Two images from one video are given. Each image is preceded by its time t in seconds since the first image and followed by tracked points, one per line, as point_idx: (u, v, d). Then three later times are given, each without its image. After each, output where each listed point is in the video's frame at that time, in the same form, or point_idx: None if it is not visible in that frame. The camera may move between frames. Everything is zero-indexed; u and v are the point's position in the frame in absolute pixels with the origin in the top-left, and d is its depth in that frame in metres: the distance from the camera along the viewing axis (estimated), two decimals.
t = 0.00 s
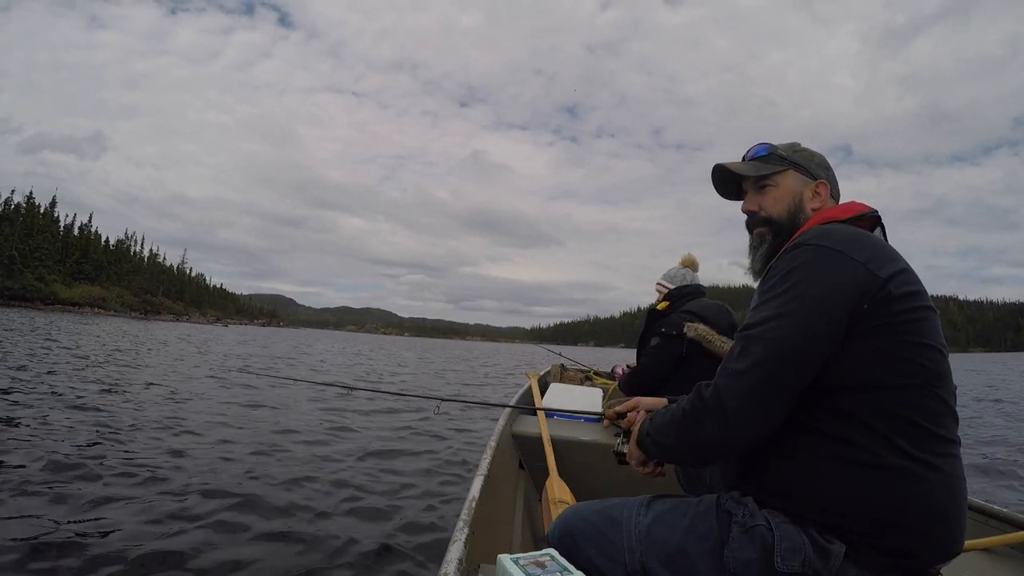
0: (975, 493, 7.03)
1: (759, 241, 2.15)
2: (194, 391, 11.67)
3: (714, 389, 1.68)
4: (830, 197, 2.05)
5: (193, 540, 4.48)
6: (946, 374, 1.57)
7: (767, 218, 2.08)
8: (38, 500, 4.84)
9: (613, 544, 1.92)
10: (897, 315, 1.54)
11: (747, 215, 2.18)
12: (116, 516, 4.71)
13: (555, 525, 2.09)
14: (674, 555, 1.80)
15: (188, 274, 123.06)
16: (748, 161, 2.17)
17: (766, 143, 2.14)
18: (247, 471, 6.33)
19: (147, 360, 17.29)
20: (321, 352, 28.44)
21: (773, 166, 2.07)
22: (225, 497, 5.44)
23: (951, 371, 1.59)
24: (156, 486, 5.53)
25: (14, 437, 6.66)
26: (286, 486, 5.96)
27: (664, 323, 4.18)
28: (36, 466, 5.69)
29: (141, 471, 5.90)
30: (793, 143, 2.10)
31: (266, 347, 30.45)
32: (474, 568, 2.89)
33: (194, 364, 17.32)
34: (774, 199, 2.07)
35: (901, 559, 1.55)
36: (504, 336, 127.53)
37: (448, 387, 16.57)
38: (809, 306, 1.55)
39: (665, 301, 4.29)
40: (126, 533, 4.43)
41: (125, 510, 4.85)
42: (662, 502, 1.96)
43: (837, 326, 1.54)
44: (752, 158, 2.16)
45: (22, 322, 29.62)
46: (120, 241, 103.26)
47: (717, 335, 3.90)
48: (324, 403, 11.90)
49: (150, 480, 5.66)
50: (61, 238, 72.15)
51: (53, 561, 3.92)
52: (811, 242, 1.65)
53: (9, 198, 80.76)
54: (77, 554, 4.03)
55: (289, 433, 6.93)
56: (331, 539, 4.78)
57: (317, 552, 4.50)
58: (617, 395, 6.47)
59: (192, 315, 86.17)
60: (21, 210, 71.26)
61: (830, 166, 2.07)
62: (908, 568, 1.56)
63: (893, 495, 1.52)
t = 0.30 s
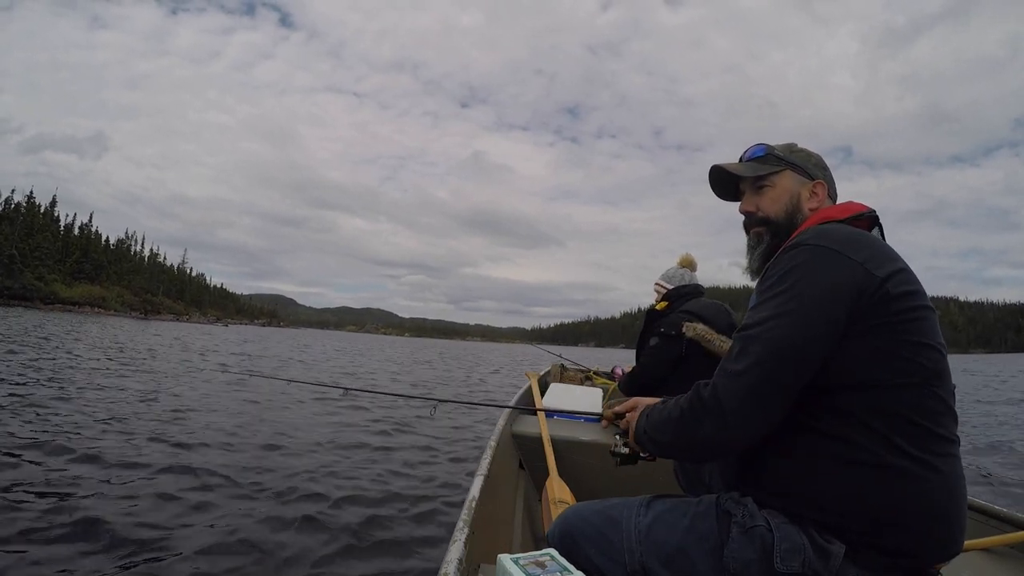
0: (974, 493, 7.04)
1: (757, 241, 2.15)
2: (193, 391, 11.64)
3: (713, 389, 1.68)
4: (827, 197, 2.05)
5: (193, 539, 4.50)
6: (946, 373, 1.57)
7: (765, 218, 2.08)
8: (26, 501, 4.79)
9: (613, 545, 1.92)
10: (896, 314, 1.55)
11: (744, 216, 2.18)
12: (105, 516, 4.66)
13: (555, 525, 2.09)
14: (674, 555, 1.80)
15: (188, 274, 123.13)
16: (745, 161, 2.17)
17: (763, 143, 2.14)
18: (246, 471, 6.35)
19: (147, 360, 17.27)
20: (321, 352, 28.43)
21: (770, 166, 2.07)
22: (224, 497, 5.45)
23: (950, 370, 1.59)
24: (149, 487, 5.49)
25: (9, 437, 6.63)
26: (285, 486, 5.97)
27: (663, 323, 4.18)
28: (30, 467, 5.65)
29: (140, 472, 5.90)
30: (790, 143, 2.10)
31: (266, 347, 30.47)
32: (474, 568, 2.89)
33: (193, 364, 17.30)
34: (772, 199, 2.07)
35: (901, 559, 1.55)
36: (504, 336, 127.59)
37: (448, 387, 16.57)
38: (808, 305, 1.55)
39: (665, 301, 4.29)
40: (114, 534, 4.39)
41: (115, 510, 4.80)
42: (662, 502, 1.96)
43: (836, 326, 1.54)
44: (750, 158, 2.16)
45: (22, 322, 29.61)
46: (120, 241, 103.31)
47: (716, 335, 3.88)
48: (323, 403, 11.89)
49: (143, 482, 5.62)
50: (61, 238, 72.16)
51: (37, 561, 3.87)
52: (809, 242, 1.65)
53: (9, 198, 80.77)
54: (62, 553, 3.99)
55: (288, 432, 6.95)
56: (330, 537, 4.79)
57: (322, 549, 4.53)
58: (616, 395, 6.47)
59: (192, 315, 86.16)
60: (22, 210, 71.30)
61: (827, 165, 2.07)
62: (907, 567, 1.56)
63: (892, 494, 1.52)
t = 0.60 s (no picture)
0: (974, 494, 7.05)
1: (757, 241, 2.16)
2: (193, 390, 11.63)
3: (715, 391, 1.69)
4: (828, 197, 2.06)
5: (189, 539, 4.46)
6: (946, 373, 1.58)
7: (766, 218, 2.10)
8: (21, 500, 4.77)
9: (613, 545, 1.94)
10: (896, 315, 1.56)
11: (745, 216, 2.19)
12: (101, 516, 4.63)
13: (555, 525, 2.11)
14: (673, 555, 1.81)
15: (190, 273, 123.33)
16: (745, 162, 2.18)
17: (763, 143, 2.15)
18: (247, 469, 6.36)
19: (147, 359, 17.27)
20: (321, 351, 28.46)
21: (770, 166, 2.08)
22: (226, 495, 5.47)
23: (950, 370, 1.60)
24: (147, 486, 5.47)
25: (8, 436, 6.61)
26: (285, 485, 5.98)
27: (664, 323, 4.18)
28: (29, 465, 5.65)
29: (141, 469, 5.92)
30: (790, 143, 2.11)
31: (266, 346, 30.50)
32: (474, 568, 2.91)
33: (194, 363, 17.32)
34: (773, 199, 2.08)
35: (901, 559, 1.56)
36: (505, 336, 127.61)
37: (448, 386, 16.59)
38: (809, 305, 1.56)
39: (665, 301, 4.31)
40: (109, 533, 4.35)
41: (112, 509, 4.79)
42: (661, 502, 1.97)
43: (837, 327, 1.55)
44: (750, 158, 2.17)
45: (24, 321, 29.70)
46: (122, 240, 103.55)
47: (716, 335, 3.86)
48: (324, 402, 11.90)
49: (141, 481, 5.60)
50: (63, 236, 72.29)
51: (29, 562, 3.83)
52: (810, 242, 1.66)
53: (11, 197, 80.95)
54: (58, 553, 3.97)
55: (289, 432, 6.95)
56: (333, 539, 4.81)
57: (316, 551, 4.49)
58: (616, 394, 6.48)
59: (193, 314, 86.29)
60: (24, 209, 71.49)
61: (828, 165, 2.08)
62: (907, 567, 1.57)
63: (892, 494, 1.53)
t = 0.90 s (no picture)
0: (974, 492, 7.05)
1: (754, 242, 2.16)
2: (192, 391, 11.63)
3: (714, 394, 1.69)
4: (825, 197, 2.05)
5: (187, 540, 4.45)
6: (945, 373, 1.58)
7: (763, 219, 2.09)
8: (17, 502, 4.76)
9: (613, 545, 1.93)
10: (894, 316, 1.55)
11: (742, 217, 2.19)
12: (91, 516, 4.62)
13: (555, 525, 2.10)
14: (673, 556, 1.81)
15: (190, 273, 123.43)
16: (742, 163, 2.18)
17: (760, 143, 2.15)
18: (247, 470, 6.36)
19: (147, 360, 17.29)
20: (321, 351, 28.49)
21: (767, 167, 2.08)
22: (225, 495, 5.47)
23: (949, 370, 1.59)
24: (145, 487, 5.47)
25: (6, 437, 6.61)
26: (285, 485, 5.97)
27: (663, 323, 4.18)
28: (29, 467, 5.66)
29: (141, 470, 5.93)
30: (787, 144, 2.11)
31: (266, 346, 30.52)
32: (474, 568, 2.90)
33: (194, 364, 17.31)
34: (770, 200, 2.08)
35: (902, 559, 1.56)
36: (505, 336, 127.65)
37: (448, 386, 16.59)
38: (807, 307, 1.56)
39: (665, 301, 4.30)
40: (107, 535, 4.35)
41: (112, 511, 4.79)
42: (661, 502, 1.97)
43: (836, 328, 1.55)
44: (746, 159, 2.17)
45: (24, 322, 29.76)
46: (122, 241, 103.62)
47: (716, 335, 3.92)
48: (323, 403, 11.89)
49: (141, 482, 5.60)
50: (63, 237, 72.33)
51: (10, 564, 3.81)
52: (807, 244, 1.66)
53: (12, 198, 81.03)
54: (57, 555, 3.97)
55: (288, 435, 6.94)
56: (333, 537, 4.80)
57: (315, 549, 4.45)
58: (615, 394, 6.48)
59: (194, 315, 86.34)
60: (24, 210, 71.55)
61: (824, 166, 2.08)
62: (907, 567, 1.57)
63: (891, 494, 1.52)
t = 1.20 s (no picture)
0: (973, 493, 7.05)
1: (754, 243, 2.16)
2: (193, 391, 11.63)
3: (715, 396, 1.69)
4: (824, 198, 2.05)
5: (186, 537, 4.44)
6: (945, 373, 1.58)
7: (761, 221, 2.10)
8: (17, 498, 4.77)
9: (613, 545, 1.93)
10: (894, 316, 1.55)
11: (741, 218, 2.20)
12: (88, 511, 4.63)
13: (555, 525, 2.10)
14: (674, 556, 1.81)
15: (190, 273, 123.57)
16: (741, 164, 2.19)
17: (759, 145, 2.15)
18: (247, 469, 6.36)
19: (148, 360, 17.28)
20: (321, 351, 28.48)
21: (765, 168, 2.09)
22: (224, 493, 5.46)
23: (949, 371, 1.59)
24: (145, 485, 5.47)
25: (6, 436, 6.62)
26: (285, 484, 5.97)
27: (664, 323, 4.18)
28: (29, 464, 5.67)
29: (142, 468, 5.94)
30: (786, 145, 2.11)
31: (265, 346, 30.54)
32: (474, 568, 2.90)
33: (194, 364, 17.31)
34: (768, 202, 2.08)
35: (903, 560, 1.55)
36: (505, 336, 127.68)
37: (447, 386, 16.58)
38: (807, 308, 1.56)
39: (665, 302, 4.31)
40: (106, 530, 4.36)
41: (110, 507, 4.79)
42: (661, 502, 1.97)
43: (835, 329, 1.55)
44: (746, 161, 2.17)
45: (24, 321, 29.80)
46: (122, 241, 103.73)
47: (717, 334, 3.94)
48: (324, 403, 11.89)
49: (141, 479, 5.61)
50: (64, 237, 72.37)
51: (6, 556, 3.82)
52: (806, 245, 1.66)
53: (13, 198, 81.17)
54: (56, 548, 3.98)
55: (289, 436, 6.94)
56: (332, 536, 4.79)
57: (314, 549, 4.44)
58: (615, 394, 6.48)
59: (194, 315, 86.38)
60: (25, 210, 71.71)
61: (823, 166, 2.08)
62: (909, 568, 1.56)
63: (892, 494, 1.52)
